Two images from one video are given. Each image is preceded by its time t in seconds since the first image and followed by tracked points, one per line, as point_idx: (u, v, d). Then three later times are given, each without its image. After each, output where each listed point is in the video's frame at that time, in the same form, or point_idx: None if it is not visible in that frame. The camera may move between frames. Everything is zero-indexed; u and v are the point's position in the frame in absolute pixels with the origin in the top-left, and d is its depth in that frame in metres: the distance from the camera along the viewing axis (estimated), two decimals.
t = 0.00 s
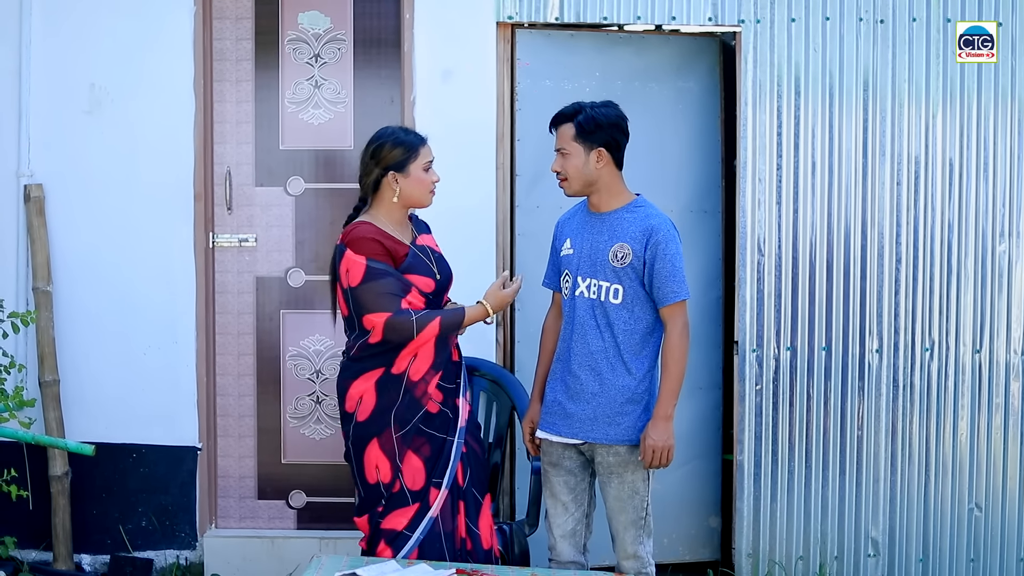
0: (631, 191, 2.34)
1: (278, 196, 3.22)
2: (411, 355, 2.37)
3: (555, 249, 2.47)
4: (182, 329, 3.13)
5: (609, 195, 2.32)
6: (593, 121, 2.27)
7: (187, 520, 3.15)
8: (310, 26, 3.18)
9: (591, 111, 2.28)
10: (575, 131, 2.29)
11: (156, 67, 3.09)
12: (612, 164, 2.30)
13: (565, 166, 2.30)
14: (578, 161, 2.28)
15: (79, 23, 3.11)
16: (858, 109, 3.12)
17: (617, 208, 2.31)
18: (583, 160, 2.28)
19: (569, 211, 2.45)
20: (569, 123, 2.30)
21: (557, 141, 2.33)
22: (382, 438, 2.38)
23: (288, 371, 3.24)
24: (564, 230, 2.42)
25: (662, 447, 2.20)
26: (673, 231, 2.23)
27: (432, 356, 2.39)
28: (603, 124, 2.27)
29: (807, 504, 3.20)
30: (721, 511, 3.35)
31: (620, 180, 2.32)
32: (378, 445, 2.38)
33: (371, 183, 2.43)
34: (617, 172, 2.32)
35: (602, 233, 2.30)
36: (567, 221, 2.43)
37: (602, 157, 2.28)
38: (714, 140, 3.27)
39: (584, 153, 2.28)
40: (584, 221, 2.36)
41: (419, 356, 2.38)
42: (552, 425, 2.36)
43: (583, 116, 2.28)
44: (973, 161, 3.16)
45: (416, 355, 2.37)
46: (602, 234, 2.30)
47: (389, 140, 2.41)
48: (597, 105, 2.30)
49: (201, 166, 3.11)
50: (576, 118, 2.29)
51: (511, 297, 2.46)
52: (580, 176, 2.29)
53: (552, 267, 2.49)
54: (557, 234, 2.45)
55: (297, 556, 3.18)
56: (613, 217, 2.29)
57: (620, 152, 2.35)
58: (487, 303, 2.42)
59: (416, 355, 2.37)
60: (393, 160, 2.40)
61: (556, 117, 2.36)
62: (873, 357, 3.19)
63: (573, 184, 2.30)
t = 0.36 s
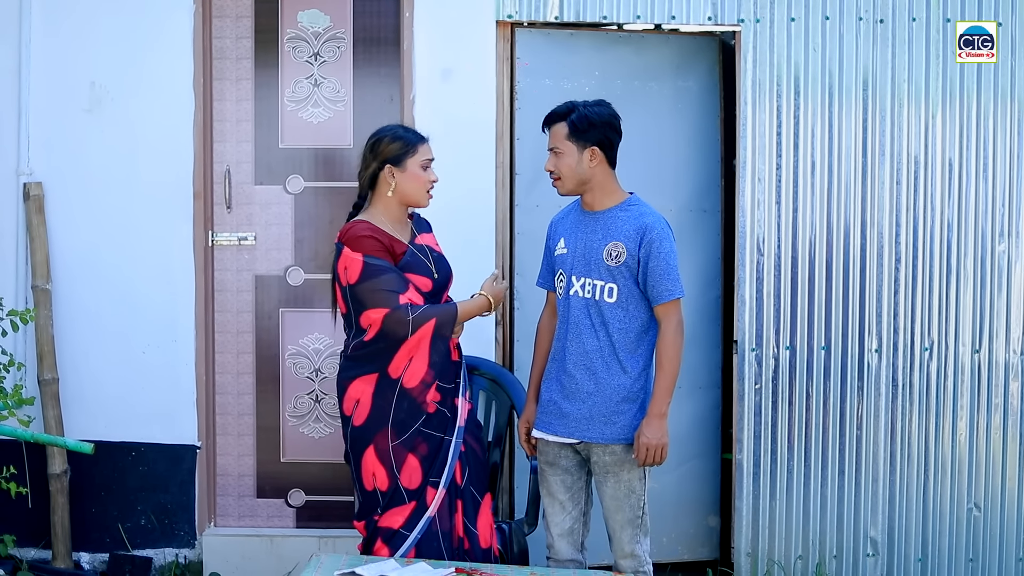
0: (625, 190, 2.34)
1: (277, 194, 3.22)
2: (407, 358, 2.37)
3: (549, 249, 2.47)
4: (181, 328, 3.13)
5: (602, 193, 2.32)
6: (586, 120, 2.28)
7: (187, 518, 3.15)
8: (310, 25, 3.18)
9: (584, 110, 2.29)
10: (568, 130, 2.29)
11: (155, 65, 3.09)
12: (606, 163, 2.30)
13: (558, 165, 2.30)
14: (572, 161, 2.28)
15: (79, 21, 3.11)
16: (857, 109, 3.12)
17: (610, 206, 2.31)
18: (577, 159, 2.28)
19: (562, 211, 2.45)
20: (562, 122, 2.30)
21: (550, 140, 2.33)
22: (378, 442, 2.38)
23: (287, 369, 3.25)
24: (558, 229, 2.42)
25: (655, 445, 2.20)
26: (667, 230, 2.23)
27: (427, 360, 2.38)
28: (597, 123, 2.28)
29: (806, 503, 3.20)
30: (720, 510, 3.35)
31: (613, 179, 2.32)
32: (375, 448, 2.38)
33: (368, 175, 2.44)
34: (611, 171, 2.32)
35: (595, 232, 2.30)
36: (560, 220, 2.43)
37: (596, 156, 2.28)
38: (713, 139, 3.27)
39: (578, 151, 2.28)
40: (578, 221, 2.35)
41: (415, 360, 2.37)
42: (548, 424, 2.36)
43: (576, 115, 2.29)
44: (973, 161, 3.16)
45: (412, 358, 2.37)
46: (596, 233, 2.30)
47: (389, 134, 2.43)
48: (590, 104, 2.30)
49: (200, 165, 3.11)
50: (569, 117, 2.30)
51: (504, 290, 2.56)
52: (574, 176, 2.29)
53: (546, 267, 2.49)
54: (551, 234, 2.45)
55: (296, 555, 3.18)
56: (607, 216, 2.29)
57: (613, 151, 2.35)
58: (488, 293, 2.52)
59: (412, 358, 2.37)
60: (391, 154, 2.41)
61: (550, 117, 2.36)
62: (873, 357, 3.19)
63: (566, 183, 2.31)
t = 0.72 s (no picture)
0: (619, 190, 2.34)
1: (276, 195, 3.22)
2: (410, 365, 2.37)
3: (544, 249, 2.47)
4: (180, 329, 3.12)
5: (597, 194, 2.31)
6: (579, 121, 2.27)
7: (186, 519, 3.15)
8: (309, 25, 3.18)
9: (577, 111, 2.28)
10: (562, 131, 2.29)
11: (155, 66, 3.09)
12: (599, 164, 2.30)
13: (552, 166, 2.30)
14: (566, 162, 2.28)
15: (78, 22, 3.10)
16: (856, 109, 3.12)
17: (605, 207, 2.31)
18: (571, 160, 2.28)
19: (556, 211, 2.45)
20: (556, 123, 2.30)
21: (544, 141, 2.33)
22: (378, 443, 2.37)
23: (287, 370, 3.24)
24: (552, 230, 2.42)
25: (652, 445, 2.20)
26: (662, 230, 2.23)
27: (432, 367, 2.39)
28: (590, 123, 2.27)
29: (805, 504, 3.20)
30: (719, 510, 3.35)
31: (607, 180, 2.32)
32: (375, 449, 2.38)
33: (392, 174, 2.40)
34: (605, 171, 2.32)
35: (590, 233, 2.30)
36: (555, 221, 2.43)
37: (589, 156, 2.28)
38: (712, 140, 3.27)
39: (572, 152, 2.28)
40: (573, 221, 2.35)
41: (419, 368, 2.38)
42: (544, 425, 2.36)
43: (569, 116, 2.28)
44: (972, 161, 3.16)
45: (417, 365, 2.37)
46: (591, 233, 2.29)
47: (423, 140, 2.41)
48: (583, 105, 2.30)
49: (199, 166, 3.10)
50: (562, 118, 2.29)
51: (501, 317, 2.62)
52: (568, 176, 2.29)
53: (541, 267, 2.49)
54: (546, 234, 2.44)
55: (295, 556, 3.17)
56: (602, 217, 2.29)
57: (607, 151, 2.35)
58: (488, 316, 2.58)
59: (417, 365, 2.37)
60: (421, 160, 2.39)
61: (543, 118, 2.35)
62: (872, 357, 3.19)
63: (560, 184, 2.30)
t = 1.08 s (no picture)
0: (618, 192, 2.34)
1: (277, 198, 3.22)
2: (403, 395, 2.38)
3: (542, 252, 2.47)
4: (181, 332, 3.13)
5: (595, 196, 2.32)
6: (578, 123, 2.27)
7: (187, 522, 3.15)
8: (309, 28, 3.18)
9: (575, 113, 2.28)
10: (559, 134, 2.29)
11: (155, 68, 3.09)
12: (597, 166, 2.30)
13: (550, 169, 2.30)
14: (564, 164, 2.28)
15: (79, 26, 3.11)
16: (857, 111, 3.12)
17: (603, 209, 2.31)
18: (569, 163, 2.28)
19: (555, 213, 2.45)
20: (554, 126, 2.30)
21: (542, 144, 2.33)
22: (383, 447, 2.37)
23: (288, 373, 3.24)
24: (550, 232, 2.42)
25: (648, 447, 2.20)
26: (660, 233, 2.23)
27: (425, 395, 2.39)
28: (588, 126, 2.27)
29: (807, 505, 3.20)
30: (721, 513, 3.35)
31: (605, 181, 2.32)
32: (380, 454, 2.37)
33: (376, 178, 2.45)
34: (603, 173, 2.32)
35: (588, 235, 2.30)
36: (553, 223, 2.43)
37: (587, 159, 2.28)
38: (713, 142, 3.27)
39: (570, 155, 2.28)
40: (571, 224, 2.35)
41: (412, 398, 2.38)
42: (542, 427, 2.36)
43: (567, 119, 2.28)
44: (973, 162, 3.16)
45: (409, 396, 2.38)
46: (589, 236, 2.29)
47: (396, 135, 2.43)
48: (581, 107, 2.30)
49: (200, 169, 3.11)
50: (559, 121, 2.29)
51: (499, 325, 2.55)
52: (566, 178, 2.29)
53: (539, 269, 2.49)
54: (544, 237, 2.44)
55: (296, 559, 3.17)
56: (600, 219, 2.29)
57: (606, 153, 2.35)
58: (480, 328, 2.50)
59: (409, 395, 2.38)
60: (397, 154, 2.41)
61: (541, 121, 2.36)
62: (873, 359, 3.19)
63: (559, 186, 2.30)
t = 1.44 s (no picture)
0: (620, 192, 2.34)
1: (277, 198, 3.22)
2: (378, 398, 2.39)
3: (544, 252, 2.47)
4: (182, 332, 3.13)
5: (598, 196, 2.32)
6: (581, 123, 2.27)
7: (188, 522, 3.15)
8: (310, 28, 3.18)
9: (578, 113, 2.29)
10: (563, 133, 2.28)
11: (155, 68, 3.09)
12: (601, 167, 2.30)
13: (554, 169, 2.30)
14: (567, 164, 2.28)
15: (79, 26, 3.11)
16: (857, 111, 3.12)
17: (606, 209, 2.31)
18: (572, 163, 2.28)
19: (557, 213, 2.45)
20: (557, 126, 2.30)
21: (545, 144, 2.33)
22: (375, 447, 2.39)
23: (288, 373, 3.24)
24: (553, 232, 2.42)
25: (652, 448, 2.20)
26: (664, 233, 2.23)
27: (399, 396, 2.38)
28: (591, 126, 2.27)
29: (807, 505, 3.20)
30: (721, 513, 3.35)
31: (608, 181, 2.32)
32: (372, 455, 2.39)
33: (367, 177, 2.48)
34: (606, 173, 2.32)
35: (591, 235, 2.30)
36: (555, 223, 2.43)
37: (591, 159, 2.28)
38: (713, 142, 3.27)
39: (573, 155, 2.28)
40: (574, 224, 2.35)
41: (387, 400, 2.39)
42: (545, 428, 2.36)
43: (570, 119, 2.28)
44: (973, 162, 3.16)
45: (384, 398, 2.39)
46: (592, 236, 2.29)
47: (385, 134, 2.46)
48: (584, 107, 2.30)
49: (200, 169, 3.11)
50: (563, 121, 2.29)
51: (465, 336, 2.44)
52: (569, 179, 2.29)
53: (541, 269, 2.49)
54: (546, 237, 2.44)
55: (297, 559, 3.17)
56: (603, 219, 2.29)
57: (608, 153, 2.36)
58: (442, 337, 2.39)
59: (384, 398, 2.39)
60: (385, 152, 2.44)
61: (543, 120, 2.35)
62: (873, 360, 3.19)
63: (562, 186, 2.30)
